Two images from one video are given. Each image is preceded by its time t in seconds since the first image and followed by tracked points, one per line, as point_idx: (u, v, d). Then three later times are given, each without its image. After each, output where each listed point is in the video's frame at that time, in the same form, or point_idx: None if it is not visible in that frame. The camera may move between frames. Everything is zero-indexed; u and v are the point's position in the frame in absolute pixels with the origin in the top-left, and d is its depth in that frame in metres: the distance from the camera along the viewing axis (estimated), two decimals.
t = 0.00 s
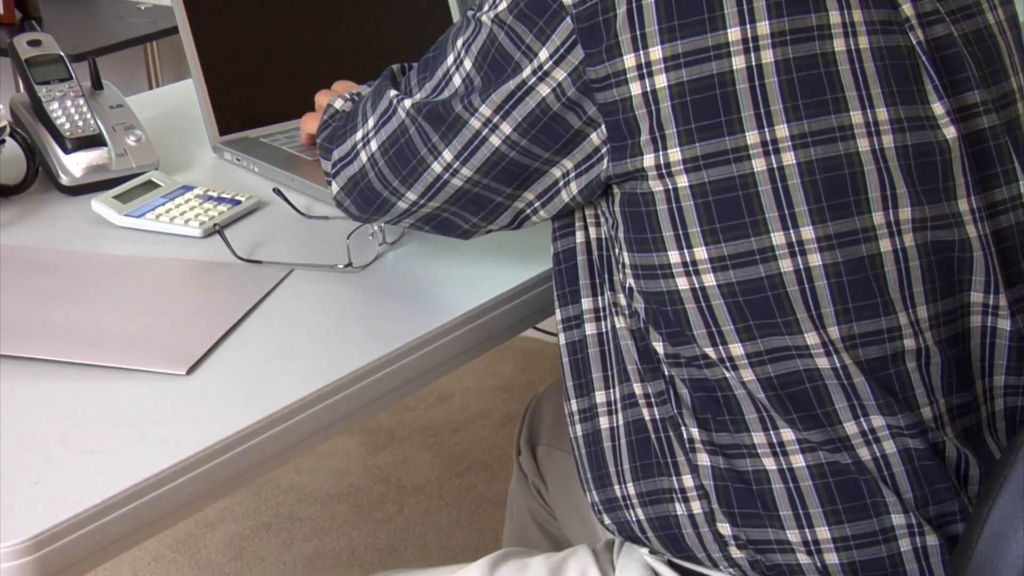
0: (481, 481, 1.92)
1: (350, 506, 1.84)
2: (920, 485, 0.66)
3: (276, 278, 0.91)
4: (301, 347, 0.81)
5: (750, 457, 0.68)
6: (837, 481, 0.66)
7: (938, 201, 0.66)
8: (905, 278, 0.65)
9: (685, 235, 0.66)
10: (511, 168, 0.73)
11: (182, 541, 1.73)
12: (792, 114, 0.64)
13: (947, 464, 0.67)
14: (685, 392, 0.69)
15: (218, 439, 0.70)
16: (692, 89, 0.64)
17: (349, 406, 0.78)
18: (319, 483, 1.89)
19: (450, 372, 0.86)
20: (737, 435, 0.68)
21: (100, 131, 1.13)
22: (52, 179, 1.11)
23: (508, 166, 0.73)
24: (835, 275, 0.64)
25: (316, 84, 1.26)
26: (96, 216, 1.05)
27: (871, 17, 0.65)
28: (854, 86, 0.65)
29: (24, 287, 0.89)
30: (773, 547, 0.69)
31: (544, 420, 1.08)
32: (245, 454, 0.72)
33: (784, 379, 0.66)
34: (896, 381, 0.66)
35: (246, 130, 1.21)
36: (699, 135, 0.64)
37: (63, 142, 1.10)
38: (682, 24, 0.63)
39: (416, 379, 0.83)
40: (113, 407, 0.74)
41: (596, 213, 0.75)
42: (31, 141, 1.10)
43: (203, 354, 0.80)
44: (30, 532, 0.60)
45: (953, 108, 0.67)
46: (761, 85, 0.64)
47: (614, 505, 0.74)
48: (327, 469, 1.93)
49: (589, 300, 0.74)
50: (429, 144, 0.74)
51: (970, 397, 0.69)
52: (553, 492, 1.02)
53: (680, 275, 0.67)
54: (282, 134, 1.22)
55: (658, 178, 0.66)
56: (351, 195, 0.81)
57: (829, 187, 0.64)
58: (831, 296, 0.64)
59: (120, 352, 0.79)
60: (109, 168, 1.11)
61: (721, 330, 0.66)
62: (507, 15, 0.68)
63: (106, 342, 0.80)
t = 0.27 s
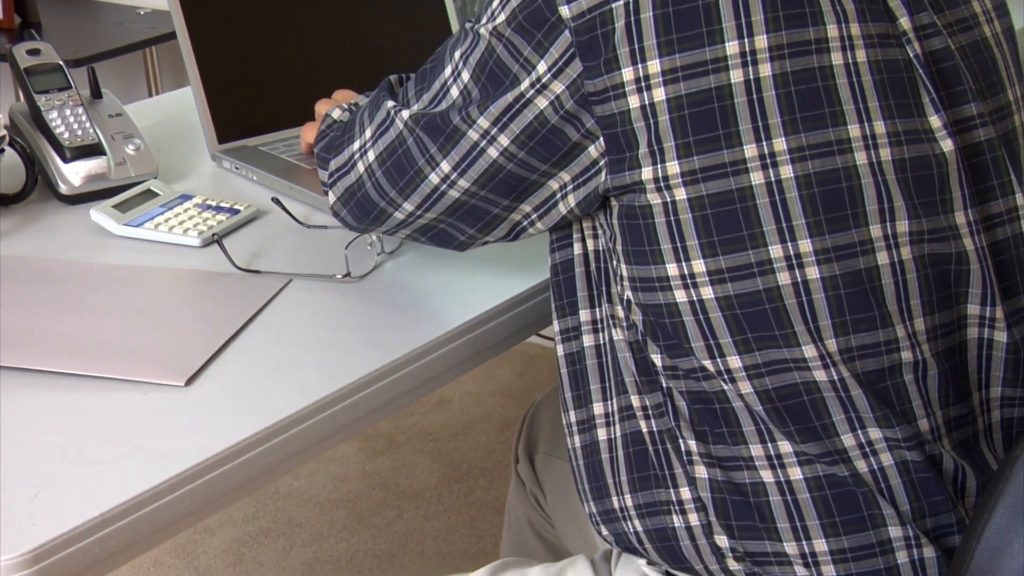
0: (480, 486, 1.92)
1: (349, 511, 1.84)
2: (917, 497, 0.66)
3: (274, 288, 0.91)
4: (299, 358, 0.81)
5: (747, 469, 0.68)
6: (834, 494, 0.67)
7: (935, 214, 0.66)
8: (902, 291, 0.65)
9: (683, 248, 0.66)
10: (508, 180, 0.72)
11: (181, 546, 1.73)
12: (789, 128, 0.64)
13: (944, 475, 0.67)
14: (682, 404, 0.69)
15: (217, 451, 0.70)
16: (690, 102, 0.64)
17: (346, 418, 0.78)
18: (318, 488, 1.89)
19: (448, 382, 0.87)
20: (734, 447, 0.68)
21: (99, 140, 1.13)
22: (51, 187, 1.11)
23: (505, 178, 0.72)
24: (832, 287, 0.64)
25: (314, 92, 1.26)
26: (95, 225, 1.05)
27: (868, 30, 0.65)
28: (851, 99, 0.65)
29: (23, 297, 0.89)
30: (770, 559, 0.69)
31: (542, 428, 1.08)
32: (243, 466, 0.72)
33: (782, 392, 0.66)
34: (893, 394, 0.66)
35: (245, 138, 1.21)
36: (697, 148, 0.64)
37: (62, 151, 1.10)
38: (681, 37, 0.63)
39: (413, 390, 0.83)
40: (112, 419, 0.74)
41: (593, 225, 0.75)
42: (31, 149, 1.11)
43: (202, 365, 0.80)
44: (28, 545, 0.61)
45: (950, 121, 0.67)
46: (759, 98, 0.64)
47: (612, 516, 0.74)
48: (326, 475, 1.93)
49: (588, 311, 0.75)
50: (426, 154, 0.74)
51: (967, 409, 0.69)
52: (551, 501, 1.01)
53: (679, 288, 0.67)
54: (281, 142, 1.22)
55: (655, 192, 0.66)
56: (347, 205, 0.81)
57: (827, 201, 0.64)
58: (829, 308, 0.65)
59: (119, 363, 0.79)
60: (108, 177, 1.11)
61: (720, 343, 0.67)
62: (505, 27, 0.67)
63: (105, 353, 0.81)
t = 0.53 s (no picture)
0: (480, 493, 1.92)
1: (348, 518, 1.84)
2: (913, 512, 0.66)
3: (273, 301, 0.91)
4: (297, 372, 0.81)
5: (743, 484, 0.68)
6: (830, 509, 0.67)
7: (930, 229, 0.66)
8: (897, 306, 0.66)
9: (679, 264, 0.66)
10: (505, 196, 0.72)
11: (181, 554, 1.74)
12: (784, 144, 0.64)
13: (940, 490, 0.67)
14: (678, 419, 0.70)
15: (215, 466, 0.70)
16: (686, 119, 0.64)
17: (344, 432, 0.79)
18: (318, 495, 1.89)
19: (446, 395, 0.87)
20: (730, 462, 0.69)
21: (99, 151, 1.13)
22: (50, 199, 1.12)
23: (502, 193, 0.72)
24: (828, 303, 0.65)
25: (313, 103, 1.27)
26: (95, 237, 1.06)
27: (863, 47, 0.66)
28: (846, 116, 0.65)
29: (23, 310, 0.89)
30: (766, 573, 0.69)
31: (540, 438, 1.08)
32: (241, 481, 0.72)
33: (777, 407, 0.66)
34: (888, 409, 0.66)
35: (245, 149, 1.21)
36: (693, 164, 0.64)
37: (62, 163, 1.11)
38: (677, 54, 0.63)
39: (411, 403, 0.84)
40: (111, 433, 0.74)
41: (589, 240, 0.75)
42: (31, 161, 1.11)
43: (201, 379, 0.80)
44: (27, 562, 0.61)
45: (945, 136, 0.68)
46: (755, 115, 0.64)
47: (608, 530, 0.74)
48: (326, 482, 1.93)
49: (584, 326, 0.75)
50: (423, 169, 0.74)
51: (962, 423, 0.69)
52: (550, 512, 1.01)
53: (675, 303, 0.67)
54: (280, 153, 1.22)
55: (651, 208, 0.66)
56: (344, 219, 0.81)
57: (822, 217, 0.64)
58: (824, 324, 0.65)
59: (118, 377, 0.80)
60: (107, 188, 1.12)
61: (716, 358, 0.67)
62: (501, 44, 0.67)
63: (104, 367, 0.81)
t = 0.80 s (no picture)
0: (479, 499, 1.92)
1: (348, 524, 1.84)
2: (911, 526, 0.66)
3: (273, 313, 0.92)
4: (297, 385, 0.81)
5: (742, 498, 0.69)
6: (828, 523, 0.67)
7: (927, 244, 0.66)
8: (895, 320, 0.66)
9: (677, 279, 0.66)
10: (503, 211, 0.73)
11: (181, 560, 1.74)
12: (782, 160, 0.64)
13: (937, 504, 0.67)
14: (677, 433, 0.70)
15: (214, 480, 0.70)
16: (684, 135, 0.64)
17: (343, 445, 0.79)
18: (318, 501, 1.90)
19: (445, 407, 0.87)
20: (729, 476, 0.69)
21: (99, 161, 1.13)
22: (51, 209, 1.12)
23: (500, 208, 0.72)
24: (825, 318, 0.65)
25: (312, 110, 1.26)
26: (95, 248, 1.06)
27: (860, 62, 0.66)
28: (843, 132, 0.65)
29: (23, 322, 0.89)
30: None
31: (539, 448, 1.08)
32: (241, 495, 0.72)
33: (775, 421, 0.67)
34: (886, 423, 0.66)
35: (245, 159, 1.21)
36: (691, 180, 0.65)
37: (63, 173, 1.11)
38: (674, 70, 0.64)
39: (410, 415, 0.84)
40: (111, 446, 0.74)
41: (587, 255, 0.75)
42: (31, 171, 1.11)
43: (201, 392, 0.80)
44: None
45: (941, 151, 0.68)
46: (752, 131, 0.64)
47: (608, 544, 0.74)
48: (326, 487, 1.93)
49: (583, 340, 0.75)
50: (422, 183, 0.74)
51: (960, 437, 0.69)
52: (550, 522, 1.01)
53: (673, 318, 0.67)
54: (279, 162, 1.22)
55: (649, 224, 0.66)
56: (342, 231, 0.82)
57: (819, 233, 0.65)
58: (821, 339, 0.65)
59: (119, 389, 0.80)
60: (108, 199, 1.12)
61: (714, 373, 0.67)
62: (500, 59, 0.68)
63: (104, 379, 0.81)
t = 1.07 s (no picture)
0: (480, 506, 1.92)
1: (348, 532, 1.84)
2: (909, 542, 0.66)
3: (273, 325, 0.92)
4: (296, 398, 0.81)
5: (741, 514, 0.69)
6: (827, 539, 0.67)
7: (925, 260, 0.67)
8: (893, 336, 0.66)
9: (675, 296, 0.66)
10: (502, 226, 0.73)
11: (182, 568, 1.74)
12: (780, 177, 0.65)
13: (936, 520, 0.67)
14: (676, 449, 0.70)
15: (214, 495, 0.71)
16: (682, 152, 0.64)
17: (342, 459, 0.79)
18: (318, 508, 1.90)
19: (444, 420, 0.87)
20: (728, 492, 0.69)
21: (100, 173, 1.14)
22: (51, 220, 1.12)
23: (498, 224, 0.72)
24: (824, 334, 0.65)
25: (313, 112, 1.25)
26: (96, 259, 1.06)
27: (858, 79, 0.66)
28: (841, 148, 0.65)
29: (24, 335, 0.90)
30: None
31: (538, 459, 1.08)
32: (241, 509, 0.72)
33: (774, 437, 0.67)
34: (884, 439, 0.67)
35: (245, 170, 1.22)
36: (689, 198, 0.65)
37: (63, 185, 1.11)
38: (672, 88, 0.64)
39: (410, 428, 0.84)
40: (111, 461, 0.74)
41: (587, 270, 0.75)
42: (31, 182, 1.11)
43: (200, 406, 0.80)
44: None
45: (939, 168, 0.68)
46: (750, 148, 0.65)
47: (607, 559, 0.74)
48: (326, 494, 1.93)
49: (582, 354, 0.75)
50: (421, 198, 0.74)
51: (959, 452, 0.69)
52: (549, 533, 1.01)
53: (671, 335, 0.67)
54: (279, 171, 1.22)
55: (648, 241, 0.66)
56: (341, 246, 0.82)
57: (817, 250, 0.65)
58: (820, 355, 0.65)
59: (119, 403, 0.80)
60: (108, 210, 1.12)
61: (712, 390, 0.67)
62: (498, 76, 0.68)
63: (104, 393, 0.81)
